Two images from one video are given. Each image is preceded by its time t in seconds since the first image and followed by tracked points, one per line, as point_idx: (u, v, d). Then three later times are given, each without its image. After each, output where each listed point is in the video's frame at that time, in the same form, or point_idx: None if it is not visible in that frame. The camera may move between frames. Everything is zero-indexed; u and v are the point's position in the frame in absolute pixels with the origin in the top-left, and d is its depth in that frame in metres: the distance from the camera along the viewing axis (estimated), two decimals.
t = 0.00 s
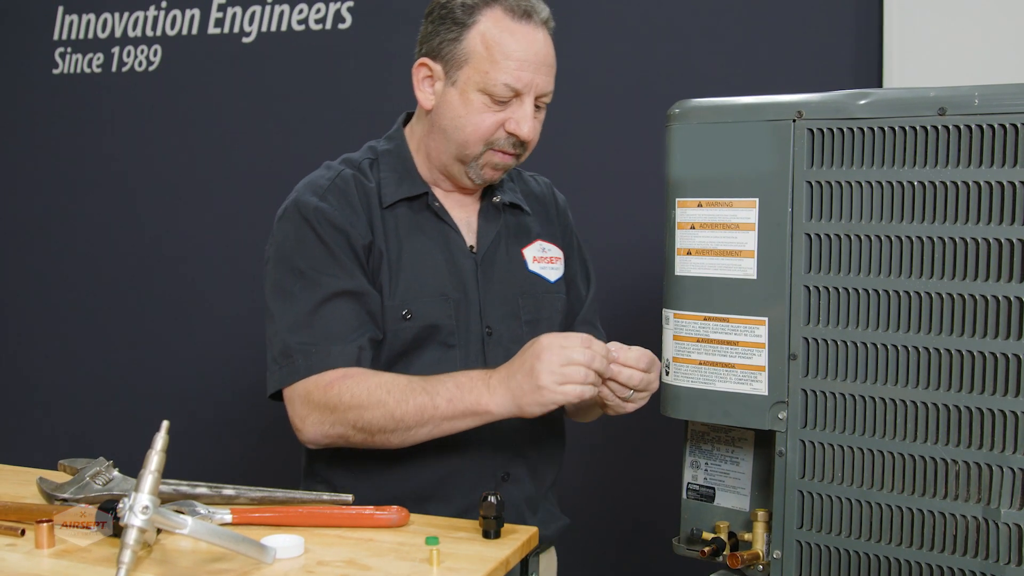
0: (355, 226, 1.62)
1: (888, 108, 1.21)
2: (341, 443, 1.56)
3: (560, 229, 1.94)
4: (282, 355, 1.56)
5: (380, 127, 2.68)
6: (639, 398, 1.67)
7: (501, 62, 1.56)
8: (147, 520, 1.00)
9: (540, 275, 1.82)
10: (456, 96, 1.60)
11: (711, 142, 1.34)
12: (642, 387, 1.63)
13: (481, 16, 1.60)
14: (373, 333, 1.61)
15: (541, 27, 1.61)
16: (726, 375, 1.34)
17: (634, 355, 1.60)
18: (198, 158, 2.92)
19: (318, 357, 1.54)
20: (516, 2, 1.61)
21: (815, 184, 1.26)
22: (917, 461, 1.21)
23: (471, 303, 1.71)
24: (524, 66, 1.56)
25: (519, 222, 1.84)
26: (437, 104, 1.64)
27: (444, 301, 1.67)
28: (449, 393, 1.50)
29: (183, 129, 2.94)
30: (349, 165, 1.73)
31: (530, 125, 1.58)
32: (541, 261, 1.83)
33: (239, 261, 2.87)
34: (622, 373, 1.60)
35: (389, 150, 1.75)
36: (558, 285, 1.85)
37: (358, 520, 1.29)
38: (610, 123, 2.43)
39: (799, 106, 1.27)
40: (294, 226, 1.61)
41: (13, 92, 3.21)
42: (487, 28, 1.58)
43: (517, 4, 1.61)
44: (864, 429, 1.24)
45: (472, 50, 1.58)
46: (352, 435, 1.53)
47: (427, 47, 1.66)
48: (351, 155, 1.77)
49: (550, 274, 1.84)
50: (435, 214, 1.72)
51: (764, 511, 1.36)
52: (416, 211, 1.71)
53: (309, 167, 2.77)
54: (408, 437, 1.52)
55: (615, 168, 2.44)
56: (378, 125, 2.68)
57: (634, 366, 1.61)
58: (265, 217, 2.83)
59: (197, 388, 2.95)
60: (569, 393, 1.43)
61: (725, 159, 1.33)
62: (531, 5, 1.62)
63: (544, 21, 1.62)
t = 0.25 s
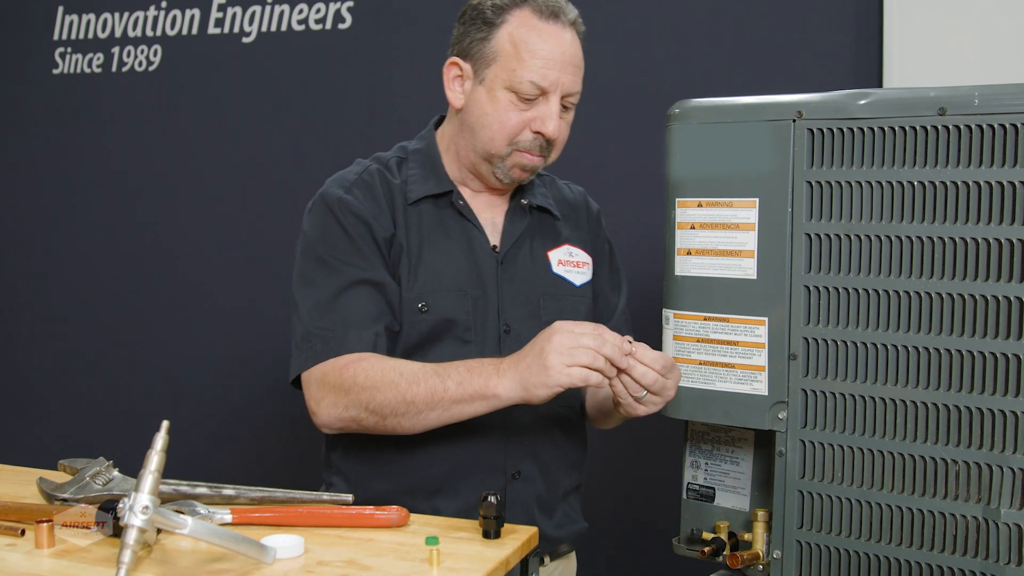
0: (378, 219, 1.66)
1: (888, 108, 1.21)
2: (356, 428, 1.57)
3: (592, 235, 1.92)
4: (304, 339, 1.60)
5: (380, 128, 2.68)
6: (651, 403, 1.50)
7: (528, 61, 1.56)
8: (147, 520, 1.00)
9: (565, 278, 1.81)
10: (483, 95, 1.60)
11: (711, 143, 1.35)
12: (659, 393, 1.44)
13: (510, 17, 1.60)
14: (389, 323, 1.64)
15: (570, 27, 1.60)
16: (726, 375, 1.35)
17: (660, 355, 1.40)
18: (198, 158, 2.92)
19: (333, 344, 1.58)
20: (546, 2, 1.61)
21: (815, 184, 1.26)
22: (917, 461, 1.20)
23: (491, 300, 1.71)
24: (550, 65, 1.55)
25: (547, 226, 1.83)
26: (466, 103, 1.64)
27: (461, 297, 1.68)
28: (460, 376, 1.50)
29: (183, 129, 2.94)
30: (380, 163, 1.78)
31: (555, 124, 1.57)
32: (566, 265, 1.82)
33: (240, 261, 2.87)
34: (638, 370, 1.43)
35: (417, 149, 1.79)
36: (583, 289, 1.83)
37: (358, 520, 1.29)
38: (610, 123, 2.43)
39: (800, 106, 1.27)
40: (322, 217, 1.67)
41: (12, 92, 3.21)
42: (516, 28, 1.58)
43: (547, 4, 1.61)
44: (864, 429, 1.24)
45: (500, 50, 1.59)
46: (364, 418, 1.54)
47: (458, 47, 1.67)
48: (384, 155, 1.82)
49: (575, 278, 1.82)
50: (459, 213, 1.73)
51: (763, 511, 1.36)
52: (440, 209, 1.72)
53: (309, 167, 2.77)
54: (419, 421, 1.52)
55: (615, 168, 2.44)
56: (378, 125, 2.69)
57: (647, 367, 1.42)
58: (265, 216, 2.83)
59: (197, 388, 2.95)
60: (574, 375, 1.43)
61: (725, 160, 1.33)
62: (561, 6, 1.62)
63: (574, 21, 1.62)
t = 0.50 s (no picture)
0: (392, 216, 1.67)
1: (888, 108, 1.21)
2: (364, 421, 1.57)
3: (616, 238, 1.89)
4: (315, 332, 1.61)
5: (380, 128, 2.69)
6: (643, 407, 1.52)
7: (541, 65, 1.56)
8: (147, 520, 1.00)
9: (580, 282, 1.79)
10: (497, 98, 1.61)
11: (711, 143, 1.35)
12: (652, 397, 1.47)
13: (526, 20, 1.60)
14: (399, 319, 1.64)
15: (587, 30, 1.59)
16: (726, 375, 1.35)
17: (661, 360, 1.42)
18: (198, 159, 2.92)
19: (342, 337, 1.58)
20: (562, 6, 1.61)
21: (815, 184, 1.26)
22: (917, 461, 1.20)
23: (501, 299, 1.71)
24: (563, 69, 1.55)
25: (565, 230, 1.81)
26: (483, 107, 1.65)
27: (470, 295, 1.68)
28: (463, 367, 1.50)
29: (183, 129, 2.94)
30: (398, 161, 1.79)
31: (568, 127, 1.57)
32: (582, 270, 1.80)
33: (240, 261, 2.87)
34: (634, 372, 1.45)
35: (436, 148, 1.80)
36: (598, 295, 1.81)
37: (358, 520, 1.29)
38: (610, 124, 2.43)
39: (800, 106, 1.27)
40: (338, 213, 1.68)
41: (12, 92, 3.21)
42: (531, 32, 1.58)
43: (564, 8, 1.60)
44: (864, 429, 1.24)
45: (515, 54, 1.59)
46: (371, 410, 1.54)
47: (478, 51, 1.68)
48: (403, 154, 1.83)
49: (590, 283, 1.80)
50: (472, 213, 1.73)
51: (763, 511, 1.36)
52: (454, 209, 1.73)
53: (309, 168, 2.77)
54: (424, 414, 1.52)
55: (615, 168, 2.44)
56: (378, 125, 2.69)
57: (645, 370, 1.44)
58: (265, 217, 2.83)
59: (198, 388, 2.95)
60: (572, 369, 1.42)
61: (725, 160, 1.33)
62: (578, 10, 1.61)
63: (591, 25, 1.61)
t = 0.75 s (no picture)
0: (393, 216, 1.67)
1: (888, 108, 1.21)
2: (363, 422, 1.57)
3: (618, 236, 1.89)
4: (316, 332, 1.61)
5: (380, 128, 2.69)
6: (652, 404, 1.49)
7: (540, 61, 1.56)
8: (147, 520, 1.00)
9: (583, 281, 1.79)
10: (496, 95, 1.61)
11: (711, 143, 1.35)
12: (657, 393, 1.42)
13: (526, 18, 1.60)
14: (401, 318, 1.64)
15: (586, 27, 1.60)
16: (726, 375, 1.35)
17: (661, 350, 1.40)
18: (198, 158, 2.92)
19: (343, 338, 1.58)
20: (561, 4, 1.61)
21: (815, 184, 1.26)
22: (917, 461, 1.20)
23: (503, 299, 1.71)
24: (562, 65, 1.55)
25: (566, 229, 1.81)
26: (483, 104, 1.65)
27: (472, 295, 1.68)
28: (462, 368, 1.50)
29: (183, 129, 2.94)
30: (399, 162, 1.79)
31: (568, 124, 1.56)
32: (585, 269, 1.80)
33: (240, 261, 2.87)
34: (637, 368, 1.42)
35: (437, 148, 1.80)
36: (601, 293, 1.81)
37: (358, 520, 1.29)
38: (610, 124, 2.43)
39: (799, 105, 1.27)
40: (338, 214, 1.68)
41: (12, 92, 3.21)
42: (530, 28, 1.58)
43: (563, 5, 1.60)
44: (864, 429, 1.24)
45: (514, 50, 1.59)
46: (371, 411, 1.54)
47: (478, 49, 1.69)
48: (404, 155, 1.83)
49: (593, 282, 1.80)
50: (475, 213, 1.73)
51: (763, 511, 1.36)
52: (456, 210, 1.73)
53: (309, 168, 2.77)
54: (424, 415, 1.52)
55: (616, 168, 2.44)
56: (378, 125, 2.69)
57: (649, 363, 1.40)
58: (265, 217, 2.83)
59: (198, 388, 2.95)
60: (572, 365, 1.41)
61: (725, 160, 1.33)
62: (577, 7, 1.62)
63: (590, 22, 1.61)
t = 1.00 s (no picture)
0: (389, 216, 1.67)
1: (888, 108, 1.21)
2: (352, 425, 1.58)
3: (618, 240, 1.89)
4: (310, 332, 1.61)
5: (380, 129, 2.69)
6: (639, 417, 1.57)
7: (536, 66, 1.55)
8: (147, 520, 1.00)
9: (581, 286, 1.79)
10: (493, 99, 1.61)
11: (711, 142, 1.35)
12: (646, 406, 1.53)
13: (526, 20, 1.60)
14: (394, 321, 1.64)
15: (586, 30, 1.59)
16: (726, 375, 1.35)
17: (650, 367, 1.50)
18: (198, 159, 2.92)
19: (337, 340, 1.58)
20: (562, 6, 1.60)
21: (815, 184, 1.26)
22: (917, 461, 1.20)
23: (499, 302, 1.71)
24: (558, 71, 1.55)
25: (566, 233, 1.81)
26: (481, 106, 1.66)
27: (468, 297, 1.68)
28: (450, 382, 1.51)
29: (183, 129, 2.94)
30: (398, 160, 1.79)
31: (561, 130, 1.56)
32: (584, 274, 1.80)
33: (240, 261, 2.87)
34: (625, 386, 1.51)
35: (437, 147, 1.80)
36: (599, 298, 1.81)
37: (358, 520, 1.29)
38: (610, 125, 2.43)
39: (800, 106, 1.27)
40: (335, 213, 1.68)
41: (13, 92, 3.21)
42: (528, 32, 1.58)
43: (564, 8, 1.60)
44: (864, 429, 1.24)
45: (512, 54, 1.59)
46: (359, 418, 1.55)
47: (479, 50, 1.69)
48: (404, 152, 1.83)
49: (592, 287, 1.80)
50: (473, 215, 1.73)
51: (763, 511, 1.36)
52: (454, 211, 1.73)
53: (309, 168, 2.77)
54: (411, 424, 1.53)
55: (615, 169, 2.44)
56: (378, 126, 2.69)
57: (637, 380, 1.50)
58: (265, 217, 2.83)
59: (198, 388, 2.95)
60: (555, 390, 1.41)
61: (725, 160, 1.33)
62: (578, 10, 1.61)
63: (591, 25, 1.60)
